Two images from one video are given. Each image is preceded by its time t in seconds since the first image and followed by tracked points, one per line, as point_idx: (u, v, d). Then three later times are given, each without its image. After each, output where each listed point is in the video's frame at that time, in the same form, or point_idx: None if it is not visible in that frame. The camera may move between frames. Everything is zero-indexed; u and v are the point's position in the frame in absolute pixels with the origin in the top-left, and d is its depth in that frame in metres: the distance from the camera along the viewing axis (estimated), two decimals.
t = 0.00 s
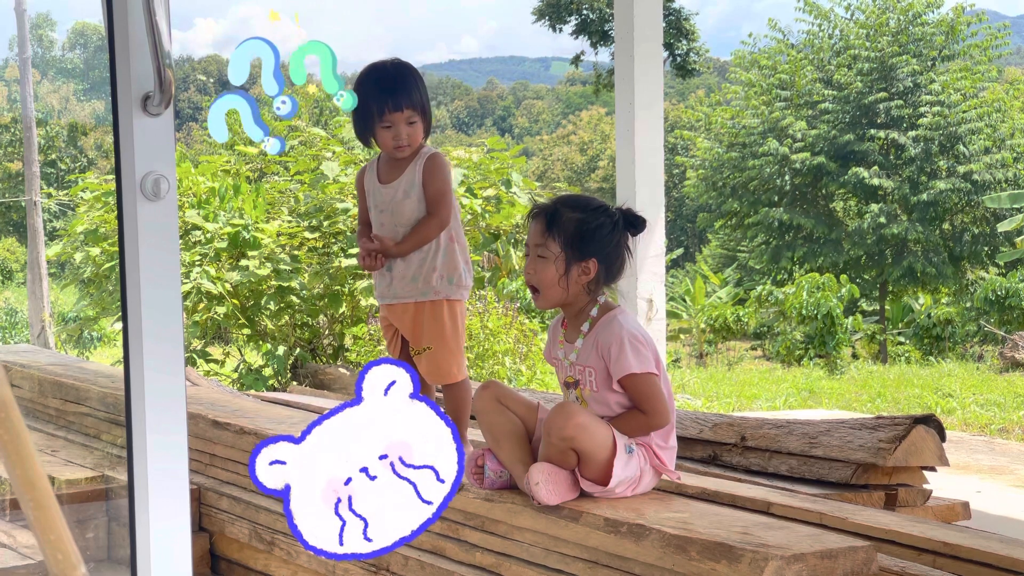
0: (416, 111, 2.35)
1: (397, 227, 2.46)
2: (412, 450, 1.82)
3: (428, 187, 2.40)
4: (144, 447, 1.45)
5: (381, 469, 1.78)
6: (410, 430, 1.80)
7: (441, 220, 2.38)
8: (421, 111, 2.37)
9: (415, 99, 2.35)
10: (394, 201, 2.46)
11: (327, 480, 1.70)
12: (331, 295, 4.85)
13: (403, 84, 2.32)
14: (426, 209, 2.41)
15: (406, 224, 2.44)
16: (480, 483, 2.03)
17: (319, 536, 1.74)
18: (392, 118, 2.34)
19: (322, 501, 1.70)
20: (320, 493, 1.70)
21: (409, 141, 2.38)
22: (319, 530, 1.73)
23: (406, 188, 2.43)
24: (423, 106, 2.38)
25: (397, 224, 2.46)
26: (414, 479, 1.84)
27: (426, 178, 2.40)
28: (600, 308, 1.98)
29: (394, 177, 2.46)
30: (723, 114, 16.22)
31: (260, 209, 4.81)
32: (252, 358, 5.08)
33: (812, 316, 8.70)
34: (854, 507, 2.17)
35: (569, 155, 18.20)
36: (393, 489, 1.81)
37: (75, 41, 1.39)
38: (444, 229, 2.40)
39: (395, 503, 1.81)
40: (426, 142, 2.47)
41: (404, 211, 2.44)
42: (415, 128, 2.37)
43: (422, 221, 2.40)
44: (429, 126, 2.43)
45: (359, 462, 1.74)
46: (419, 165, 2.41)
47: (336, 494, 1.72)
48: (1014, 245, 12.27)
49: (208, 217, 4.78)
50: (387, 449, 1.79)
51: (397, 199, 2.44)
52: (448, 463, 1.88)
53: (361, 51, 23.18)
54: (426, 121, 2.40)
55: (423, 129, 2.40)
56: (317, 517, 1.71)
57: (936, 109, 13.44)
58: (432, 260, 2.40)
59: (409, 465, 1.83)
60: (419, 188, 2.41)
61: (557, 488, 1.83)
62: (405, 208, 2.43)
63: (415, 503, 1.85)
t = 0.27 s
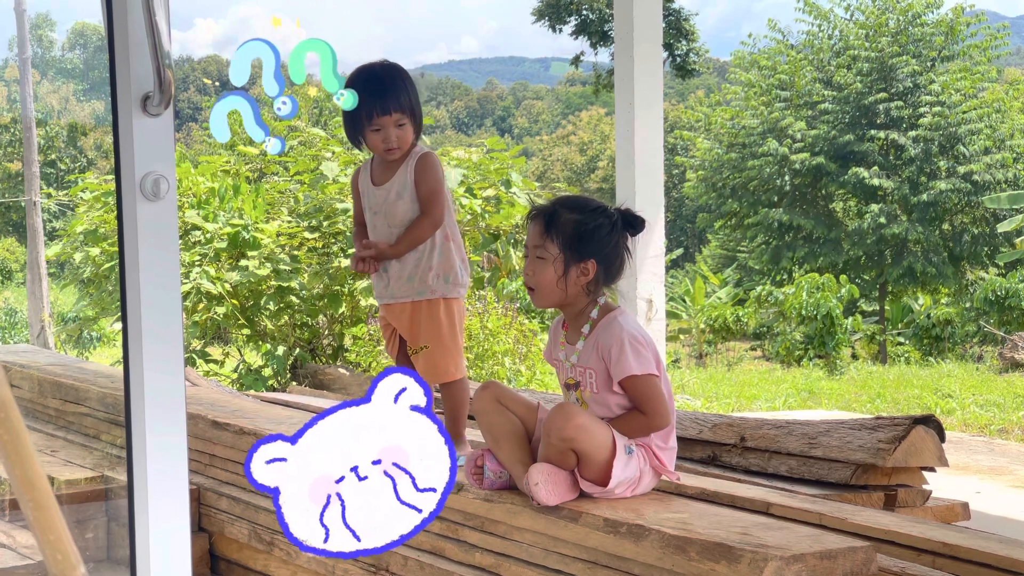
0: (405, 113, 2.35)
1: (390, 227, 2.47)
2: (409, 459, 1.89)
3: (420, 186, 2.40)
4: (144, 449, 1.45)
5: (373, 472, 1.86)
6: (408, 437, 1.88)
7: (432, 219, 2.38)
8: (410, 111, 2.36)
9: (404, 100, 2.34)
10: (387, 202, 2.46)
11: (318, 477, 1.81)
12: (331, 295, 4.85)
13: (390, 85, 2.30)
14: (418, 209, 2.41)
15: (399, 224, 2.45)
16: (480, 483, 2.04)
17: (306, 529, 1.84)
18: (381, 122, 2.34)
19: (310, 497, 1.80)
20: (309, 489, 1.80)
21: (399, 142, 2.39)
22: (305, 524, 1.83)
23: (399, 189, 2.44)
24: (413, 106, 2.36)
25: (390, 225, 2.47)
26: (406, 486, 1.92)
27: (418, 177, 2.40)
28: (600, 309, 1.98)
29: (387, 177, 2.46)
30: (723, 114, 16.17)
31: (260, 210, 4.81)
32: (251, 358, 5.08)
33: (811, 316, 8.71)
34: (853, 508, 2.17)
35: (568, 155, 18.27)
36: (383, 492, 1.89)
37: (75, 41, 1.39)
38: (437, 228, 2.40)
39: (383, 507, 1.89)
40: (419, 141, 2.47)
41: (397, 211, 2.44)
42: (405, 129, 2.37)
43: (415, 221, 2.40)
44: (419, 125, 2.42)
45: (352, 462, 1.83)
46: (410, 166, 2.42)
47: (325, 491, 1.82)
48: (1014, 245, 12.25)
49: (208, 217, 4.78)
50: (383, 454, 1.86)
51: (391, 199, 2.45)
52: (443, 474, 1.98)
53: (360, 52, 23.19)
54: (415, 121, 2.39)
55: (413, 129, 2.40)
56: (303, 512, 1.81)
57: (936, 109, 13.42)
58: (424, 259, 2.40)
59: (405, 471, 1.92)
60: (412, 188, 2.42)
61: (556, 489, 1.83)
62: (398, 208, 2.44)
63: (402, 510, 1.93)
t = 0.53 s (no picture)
0: (400, 113, 2.37)
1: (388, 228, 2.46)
2: (394, 476, 1.97)
3: (419, 187, 2.40)
4: (142, 449, 1.45)
5: (358, 480, 1.94)
6: (400, 454, 1.96)
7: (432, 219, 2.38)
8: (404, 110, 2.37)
9: (397, 101, 2.36)
10: (385, 203, 2.46)
11: (304, 471, 1.89)
12: (331, 296, 4.86)
13: (384, 85, 2.32)
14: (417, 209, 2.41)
15: (398, 225, 2.45)
16: (480, 483, 2.04)
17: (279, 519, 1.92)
18: (377, 123, 2.36)
19: (290, 489, 1.88)
20: (292, 482, 1.88)
21: (396, 143, 2.40)
22: (278, 512, 1.90)
23: (396, 190, 2.43)
24: (406, 105, 2.38)
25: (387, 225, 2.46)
26: (385, 503, 1.99)
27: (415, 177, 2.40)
28: (600, 310, 1.98)
29: (384, 179, 2.46)
30: (722, 115, 16.13)
31: (259, 210, 4.81)
32: (251, 358, 5.08)
33: (811, 316, 8.71)
34: (853, 508, 2.17)
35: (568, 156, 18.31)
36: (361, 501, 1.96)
37: (75, 41, 1.39)
38: (436, 228, 2.40)
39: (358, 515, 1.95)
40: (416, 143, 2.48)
41: (395, 212, 2.44)
42: (400, 131, 2.39)
43: (414, 221, 2.40)
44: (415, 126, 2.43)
45: (339, 464, 1.93)
46: (408, 166, 2.42)
47: (305, 489, 1.89)
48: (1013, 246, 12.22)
49: (208, 218, 4.78)
50: (372, 463, 1.95)
51: (389, 201, 2.44)
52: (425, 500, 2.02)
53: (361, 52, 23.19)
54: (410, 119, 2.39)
55: (409, 128, 2.41)
56: (279, 501, 1.88)
57: (936, 110, 13.39)
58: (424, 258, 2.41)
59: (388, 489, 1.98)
60: (409, 189, 2.42)
61: (555, 489, 1.83)
62: (396, 209, 2.44)
63: (376, 527, 1.99)
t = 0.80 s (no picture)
0: (402, 113, 2.38)
1: (391, 226, 2.47)
2: (381, 485, 1.96)
3: (422, 187, 2.41)
4: (141, 447, 1.46)
5: (345, 480, 1.97)
6: (386, 463, 1.95)
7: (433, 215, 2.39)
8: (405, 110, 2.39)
9: (397, 99, 2.37)
10: (387, 202, 2.46)
11: (291, 461, 1.94)
12: (330, 296, 4.85)
13: (383, 83, 2.35)
14: (418, 208, 2.42)
15: (400, 224, 2.45)
16: (478, 484, 2.04)
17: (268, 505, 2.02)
18: (379, 121, 2.37)
19: (276, 476, 1.94)
20: (277, 470, 1.94)
21: (398, 142, 2.40)
22: (265, 495, 1.97)
23: (399, 189, 2.44)
24: (408, 103, 2.39)
25: (390, 224, 2.47)
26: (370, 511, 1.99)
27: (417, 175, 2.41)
28: (600, 311, 1.98)
29: (385, 179, 2.47)
30: (721, 116, 16.17)
31: (258, 210, 4.80)
32: (250, 359, 5.08)
33: (810, 317, 8.73)
34: (851, 509, 2.17)
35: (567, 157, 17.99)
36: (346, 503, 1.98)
37: (74, 42, 1.39)
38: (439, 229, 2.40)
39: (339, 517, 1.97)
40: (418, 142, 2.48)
41: (397, 212, 2.45)
42: (401, 129, 2.39)
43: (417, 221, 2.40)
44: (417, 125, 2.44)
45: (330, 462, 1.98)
46: (411, 167, 2.42)
47: (291, 477, 1.94)
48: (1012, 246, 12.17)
49: (207, 218, 4.78)
50: (362, 468, 1.96)
51: (391, 200, 2.45)
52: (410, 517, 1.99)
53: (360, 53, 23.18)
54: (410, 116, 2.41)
55: (411, 127, 2.42)
56: (267, 485, 1.94)
57: (935, 110, 13.35)
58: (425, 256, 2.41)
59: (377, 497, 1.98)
60: (412, 189, 2.42)
61: (554, 490, 1.84)
62: (397, 209, 2.45)
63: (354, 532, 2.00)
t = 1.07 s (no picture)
0: (416, 108, 2.37)
1: (398, 227, 2.45)
2: (376, 486, 1.93)
3: (433, 190, 2.41)
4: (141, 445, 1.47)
5: (339, 480, 1.92)
6: (384, 464, 1.92)
7: (445, 218, 2.39)
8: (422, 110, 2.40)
9: (415, 96, 2.37)
10: (395, 201, 2.46)
11: (286, 460, 1.87)
12: (329, 297, 4.85)
13: (402, 80, 2.35)
14: (430, 210, 2.41)
15: (407, 225, 2.44)
16: (478, 485, 2.04)
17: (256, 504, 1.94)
18: (392, 114, 2.36)
19: (271, 475, 1.87)
20: (272, 469, 1.86)
21: (409, 138, 2.39)
22: (256, 496, 1.90)
23: (409, 189, 2.43)
24: (425, 103, 2.40)
25: (398, 224, 2.45)
26: (362, 509, 1.96)
27: (430, 176, 2.40)
28: (599, 312, 1.98)
29: (396, 178, 2.46)
30: (720, 116, 16.06)
31: (257, 211, 4.79)
32: (248, 360, 5.08)
33: (809, 318, 8.73)
34: (851, 509, 2.17)
35: (567, 158, 16.91)
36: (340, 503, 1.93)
37: (73, 42, 1.40)
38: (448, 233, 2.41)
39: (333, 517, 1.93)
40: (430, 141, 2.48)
41: (404, 211, 2.44)
42: (416, 124, 2.38)
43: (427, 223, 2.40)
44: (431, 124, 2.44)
45: (324, 462, 1.92)
46: (422, 167, 2.42)
47: (286, 476, 1.88)
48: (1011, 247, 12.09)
49: (206, 219, 4.78)
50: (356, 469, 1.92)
51: (400, 199, 2.44)
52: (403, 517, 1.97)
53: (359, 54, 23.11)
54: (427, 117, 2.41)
55: (425, 124, 2.41)
56: (258, 483, 1.88)
57: (934, 111, 13.23)
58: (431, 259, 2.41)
59: (368, 496, 1.95)
60: (422, 190, 2.42)
61: (554, 490, 1.84)
62: (406, 210, 2.43)
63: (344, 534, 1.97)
